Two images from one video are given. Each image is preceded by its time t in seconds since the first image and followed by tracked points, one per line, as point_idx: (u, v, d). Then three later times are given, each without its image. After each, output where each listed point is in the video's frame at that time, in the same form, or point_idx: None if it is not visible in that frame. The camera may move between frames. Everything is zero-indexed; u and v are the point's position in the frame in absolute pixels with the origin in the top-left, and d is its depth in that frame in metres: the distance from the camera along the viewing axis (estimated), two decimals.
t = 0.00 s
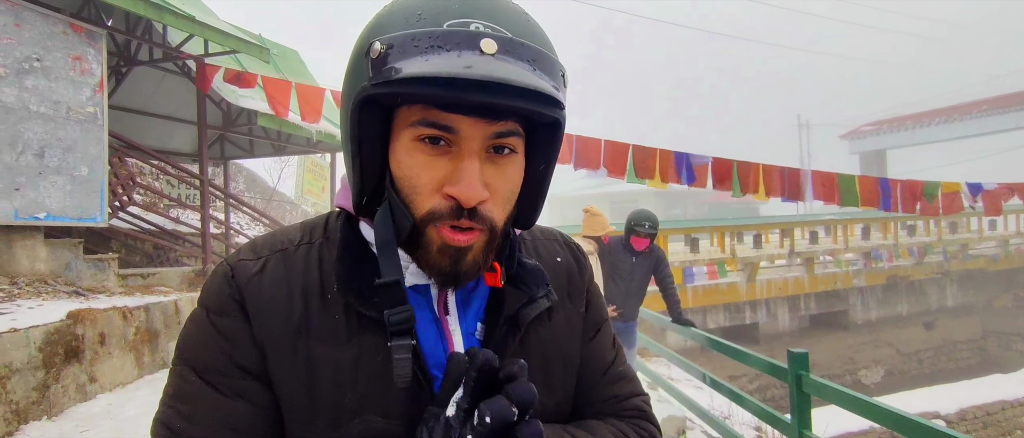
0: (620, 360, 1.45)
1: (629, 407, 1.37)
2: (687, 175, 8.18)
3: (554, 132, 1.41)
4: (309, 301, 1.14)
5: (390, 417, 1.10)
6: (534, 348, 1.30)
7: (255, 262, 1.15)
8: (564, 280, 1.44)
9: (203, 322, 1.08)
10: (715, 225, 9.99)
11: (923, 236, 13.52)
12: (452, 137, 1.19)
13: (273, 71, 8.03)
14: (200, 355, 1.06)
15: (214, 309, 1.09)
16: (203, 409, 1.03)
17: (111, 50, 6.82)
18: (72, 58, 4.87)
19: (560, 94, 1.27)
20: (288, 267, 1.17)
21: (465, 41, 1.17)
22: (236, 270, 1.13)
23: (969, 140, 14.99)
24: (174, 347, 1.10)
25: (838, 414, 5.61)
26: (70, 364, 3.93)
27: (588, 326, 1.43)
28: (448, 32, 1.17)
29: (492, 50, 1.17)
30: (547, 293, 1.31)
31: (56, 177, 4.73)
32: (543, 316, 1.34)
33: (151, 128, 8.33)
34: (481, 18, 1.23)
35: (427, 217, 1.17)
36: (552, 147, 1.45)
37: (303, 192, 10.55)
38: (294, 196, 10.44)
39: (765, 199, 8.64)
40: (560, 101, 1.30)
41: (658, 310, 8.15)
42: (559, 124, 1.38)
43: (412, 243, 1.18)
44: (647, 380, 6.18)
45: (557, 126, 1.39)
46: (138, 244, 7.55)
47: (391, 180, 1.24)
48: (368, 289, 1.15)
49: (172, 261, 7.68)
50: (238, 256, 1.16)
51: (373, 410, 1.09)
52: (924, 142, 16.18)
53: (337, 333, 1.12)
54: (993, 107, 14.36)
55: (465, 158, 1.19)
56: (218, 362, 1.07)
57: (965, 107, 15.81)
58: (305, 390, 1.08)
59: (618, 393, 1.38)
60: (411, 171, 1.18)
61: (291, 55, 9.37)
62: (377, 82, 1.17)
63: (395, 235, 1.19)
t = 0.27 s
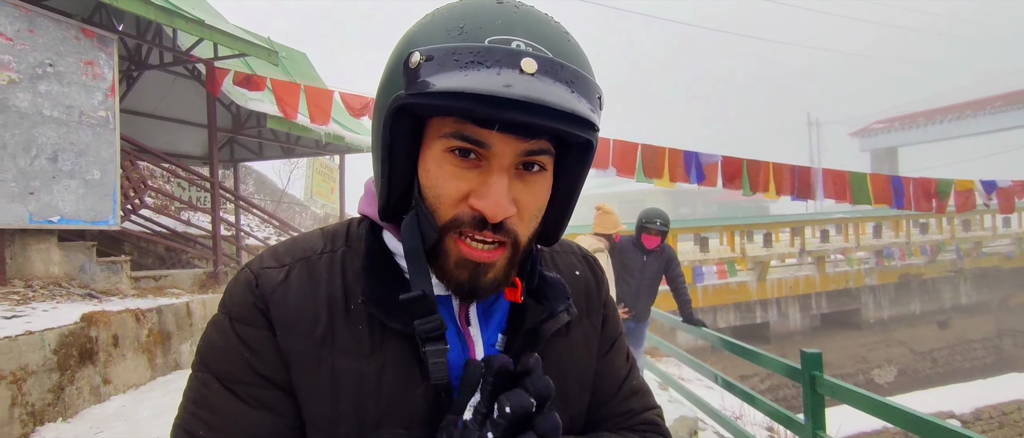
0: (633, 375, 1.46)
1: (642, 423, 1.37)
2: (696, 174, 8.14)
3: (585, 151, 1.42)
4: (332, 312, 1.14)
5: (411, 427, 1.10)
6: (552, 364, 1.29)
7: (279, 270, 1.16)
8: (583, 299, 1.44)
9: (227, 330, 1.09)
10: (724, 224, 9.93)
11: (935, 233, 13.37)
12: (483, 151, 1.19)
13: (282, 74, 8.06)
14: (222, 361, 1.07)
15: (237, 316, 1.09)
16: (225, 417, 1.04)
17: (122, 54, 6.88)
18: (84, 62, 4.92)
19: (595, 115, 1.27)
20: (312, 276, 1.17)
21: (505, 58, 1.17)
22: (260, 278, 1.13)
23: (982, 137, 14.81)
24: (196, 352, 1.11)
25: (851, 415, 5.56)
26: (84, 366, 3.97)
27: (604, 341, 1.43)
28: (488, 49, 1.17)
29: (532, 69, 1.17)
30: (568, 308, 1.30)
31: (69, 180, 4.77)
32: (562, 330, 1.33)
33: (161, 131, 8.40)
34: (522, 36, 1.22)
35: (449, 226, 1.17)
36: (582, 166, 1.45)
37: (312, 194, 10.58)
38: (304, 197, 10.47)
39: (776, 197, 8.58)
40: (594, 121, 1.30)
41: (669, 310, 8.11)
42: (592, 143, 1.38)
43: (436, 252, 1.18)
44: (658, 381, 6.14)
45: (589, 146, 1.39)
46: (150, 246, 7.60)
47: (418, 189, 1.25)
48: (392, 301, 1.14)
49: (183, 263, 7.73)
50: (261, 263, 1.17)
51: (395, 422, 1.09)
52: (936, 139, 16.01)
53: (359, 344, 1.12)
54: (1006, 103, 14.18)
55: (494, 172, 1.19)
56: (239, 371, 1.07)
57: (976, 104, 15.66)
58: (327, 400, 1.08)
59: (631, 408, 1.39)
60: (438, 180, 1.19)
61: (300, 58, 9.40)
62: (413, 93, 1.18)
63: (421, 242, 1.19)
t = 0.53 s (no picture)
0: (643, 368, 1.44)
1: (654, 415, 1.36)
2: (706, 174, 8.10)
3: (576, 124, 1.43)
4: (351, 300, 1.13)
5: (431, 413, 1.09)
6: (561, 353, 1.26)
7: (297, 261, 1.16)
8: (591, 288, 1.42)
9: (249, 321, 1.09)
10: (735, 223, 9.87)
11: (949, 231, 13.22)
12: (476, 117, 1.22)
13: (292, 76, 8.09)
14: (245, 351, 1.07)
15: (257, 308, 1.09)
16: (250, 406, 1.04)
17: (134, 57, 6.93)
18: (97, 65, 4.96)
19: (578, 76, 1.29)
20: (329, 267, 1.17)
21: (488, 23, 1.19)
22: (280, 270, 1.13)
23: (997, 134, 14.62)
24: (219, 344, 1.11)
25: (864, 416, 5.50)
26: (99, 366, 4.00)
27: (612, 333, 1.42)
28: (472, 18, 1.20)
29: (513, 31, 1.19)
30: (573, 292, 1.29)
31: (83, 182, 4.82)
32: (569, 317, 1.31)
33: (172, 133, 8.46)
34: (504, 5, 1.24)
35: (450, 193, 1.19)
36: (572, 142, 1.45)
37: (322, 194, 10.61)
38: (313, 198, 10.50)
39: (788, 197, 8.52)
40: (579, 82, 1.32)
41: (680, 309, 8.07)
42: (578, 114, 1.40)
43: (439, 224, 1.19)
44: (670, 381, 6.11)
45: (577, 116, 1.41)
46: (162, 247, 7.64)
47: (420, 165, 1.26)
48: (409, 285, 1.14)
49: (195, 263, 7.77)
50: (281, 256, 1.17)
51: (416, 407, 1.09)
52: (950, 136, 15.82)
53: (379, 332, 1.12)
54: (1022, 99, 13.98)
55: (489, 137, 1.21)
56: (262, 361, 1.07)
57: (990, 100, 15.46)
58: (349, 386, 1.07)
59: (642, 397, 1.38)
60: (437, 152, 1.21)
61: (309, 59, 9.43)
62: (406, 70, 1.21)
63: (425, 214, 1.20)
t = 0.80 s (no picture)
0: (652, 358, 1.44)
1: (664, 402, 1.36)
2: (714, 175, 8.09)
3: (578, 112, 1.42)
4: (366, 290, 1.14)
5: (447, 397, 1.09)
6: (571, 340, 1.26)
7: (314, 254, 1.17)
8: (599, 277, 1.41)
9: (268, 312, 1.10)
10: (743, 225, 9.83)
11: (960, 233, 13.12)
12: (485, 107, 1.21)
13: (301, 76, 8.12)
14: (264, 342, 1.08)
15: (276, 300, 1.11)
16: (271, 393, 1.04)
17: (144, 59, 6.98)
18: (109, 67, 5.00)
19: (580, 63, 1.30)
20: (345, 258, 1.18)
21: (491, 18, 1.20)
22: (297, 263, 1.15)
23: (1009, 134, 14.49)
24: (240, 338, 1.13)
25: (875, 419, 5.42)
26: (109, 366, 4.03)
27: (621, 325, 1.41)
28: (476, 14, 1.20)
29: (515, 24, 1.19)
30: (582, 280, 1.29)
31: (94, 183, 4.85)
32: (578, 305, 1.31)
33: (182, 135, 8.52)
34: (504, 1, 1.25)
35: (465, 183, 1.18)
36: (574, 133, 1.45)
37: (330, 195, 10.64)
38: (321, 199, 10.54)
39: (800, 197, 8.49)
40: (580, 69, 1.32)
41: (688, 310, 8.04)
42: (578, 101, 1.40)
43: (454, 214, 1.19)
44: (678, 383, 6.08)
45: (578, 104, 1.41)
46: (172, 248, 7.67)
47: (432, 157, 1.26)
48: (424, 273, 1.15)
49: (205, 264, 7.80)
50: (298, 251, 1.18)
51: (430, 391, 1.09)
52: (960, 136, 15.70)
53: (394, 319, 1.12)
54: None
55: (500, 126, 1.20)
56: (282, 351, 1.08)
57: (1001, 100, 15.31)
58: (366, 372, 1.08)
59: (651, 386, 1.38)
60: (450, 144, 1.21)
61: (318, 60, 9.46)
62: (417, 68, 1.21)
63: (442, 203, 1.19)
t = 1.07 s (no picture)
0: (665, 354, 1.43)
1: (680, 398, 1.37)
2: (720, 175, 8.05)
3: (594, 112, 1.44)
4: (388, 291, 1.12)
5: (470, 397, 1.08)
6: (590, 339, 1.25)
7: (337, 258, 1.15)
8: (613, 276, 1.40)
9: (291, 316, 1.09)
10: (748, 225, 9.79)
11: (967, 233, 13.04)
12: (526, 112, 1.20)
13: (305, 77, 8.12)
14: (289, 347, 1.07)
15: (299, 304, 1.09)
16: (296, 397, 1.04)
17: (150, 59, 6.98)
18: (115, 68, 5.00)
19: (611, 66, 1.31)
20: (367, 260, 1.15)
21: (530, 25, 1.18)
22: (320, 266, 1.13)
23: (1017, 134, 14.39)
24: (263, 341, 1.12)
25: (884, 421, 5.37)
26: (115, 367, 4.02)
27: (636, 323, 1.39)
28: (515, 21, 1.18)
29: (555, 30, 1.18)
30: (598, 280, 1.28)
31: (101, 184, 4.86)
32: (595, 305, 1.29)
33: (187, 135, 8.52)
34: (537, 6, 1.23)
35: (510, 188, 1.17)
36: (589, 134, 1.46)
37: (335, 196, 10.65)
38: (326, 199, 10.55)
39: (809, 195, 8.44)
40: (608, 72, 1.33)
41: (693, 312, 8.00)
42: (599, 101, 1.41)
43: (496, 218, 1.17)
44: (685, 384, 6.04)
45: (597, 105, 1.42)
46: (177, 248, 7.67)
47: (468, 163, 1.23)
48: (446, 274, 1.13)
49: (210, 264, 7.81)
50: (320, 254, 1.16)
51: (452, 391, 1.08)
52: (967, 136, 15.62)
53: (416, 318, 1.10)
54: None
55: (540, 130, 1.19)
56: (306, 355, 1.07)
57: (1009, 100, 15.21)
58: (391, 375, 1.06)
59: (666, 384, 1.37)
60: (492, 149, 1.18)
61: (323, 60, 9.46)
62: (456, 74, 1.17)
63: (483, 209, 1.17)
